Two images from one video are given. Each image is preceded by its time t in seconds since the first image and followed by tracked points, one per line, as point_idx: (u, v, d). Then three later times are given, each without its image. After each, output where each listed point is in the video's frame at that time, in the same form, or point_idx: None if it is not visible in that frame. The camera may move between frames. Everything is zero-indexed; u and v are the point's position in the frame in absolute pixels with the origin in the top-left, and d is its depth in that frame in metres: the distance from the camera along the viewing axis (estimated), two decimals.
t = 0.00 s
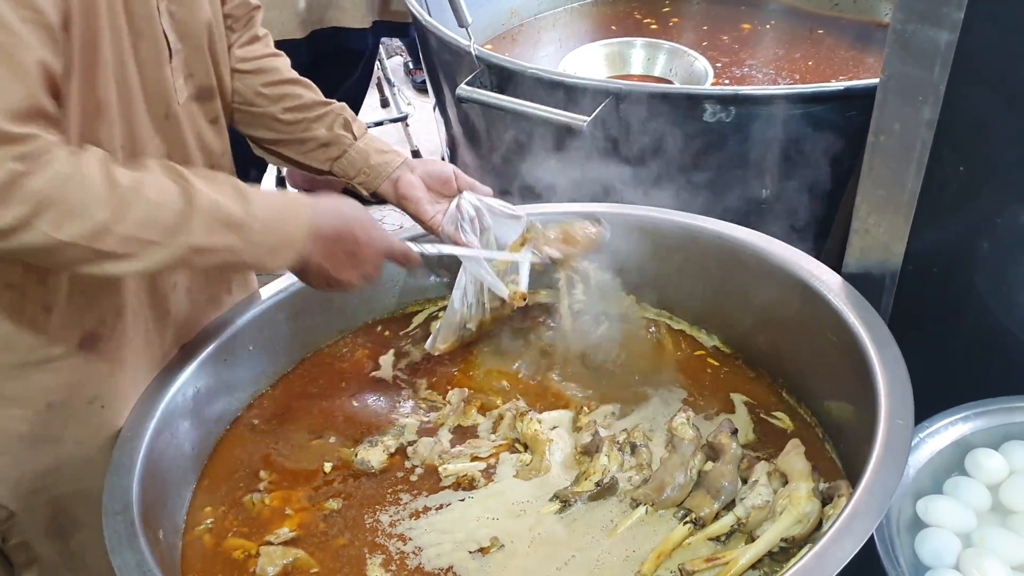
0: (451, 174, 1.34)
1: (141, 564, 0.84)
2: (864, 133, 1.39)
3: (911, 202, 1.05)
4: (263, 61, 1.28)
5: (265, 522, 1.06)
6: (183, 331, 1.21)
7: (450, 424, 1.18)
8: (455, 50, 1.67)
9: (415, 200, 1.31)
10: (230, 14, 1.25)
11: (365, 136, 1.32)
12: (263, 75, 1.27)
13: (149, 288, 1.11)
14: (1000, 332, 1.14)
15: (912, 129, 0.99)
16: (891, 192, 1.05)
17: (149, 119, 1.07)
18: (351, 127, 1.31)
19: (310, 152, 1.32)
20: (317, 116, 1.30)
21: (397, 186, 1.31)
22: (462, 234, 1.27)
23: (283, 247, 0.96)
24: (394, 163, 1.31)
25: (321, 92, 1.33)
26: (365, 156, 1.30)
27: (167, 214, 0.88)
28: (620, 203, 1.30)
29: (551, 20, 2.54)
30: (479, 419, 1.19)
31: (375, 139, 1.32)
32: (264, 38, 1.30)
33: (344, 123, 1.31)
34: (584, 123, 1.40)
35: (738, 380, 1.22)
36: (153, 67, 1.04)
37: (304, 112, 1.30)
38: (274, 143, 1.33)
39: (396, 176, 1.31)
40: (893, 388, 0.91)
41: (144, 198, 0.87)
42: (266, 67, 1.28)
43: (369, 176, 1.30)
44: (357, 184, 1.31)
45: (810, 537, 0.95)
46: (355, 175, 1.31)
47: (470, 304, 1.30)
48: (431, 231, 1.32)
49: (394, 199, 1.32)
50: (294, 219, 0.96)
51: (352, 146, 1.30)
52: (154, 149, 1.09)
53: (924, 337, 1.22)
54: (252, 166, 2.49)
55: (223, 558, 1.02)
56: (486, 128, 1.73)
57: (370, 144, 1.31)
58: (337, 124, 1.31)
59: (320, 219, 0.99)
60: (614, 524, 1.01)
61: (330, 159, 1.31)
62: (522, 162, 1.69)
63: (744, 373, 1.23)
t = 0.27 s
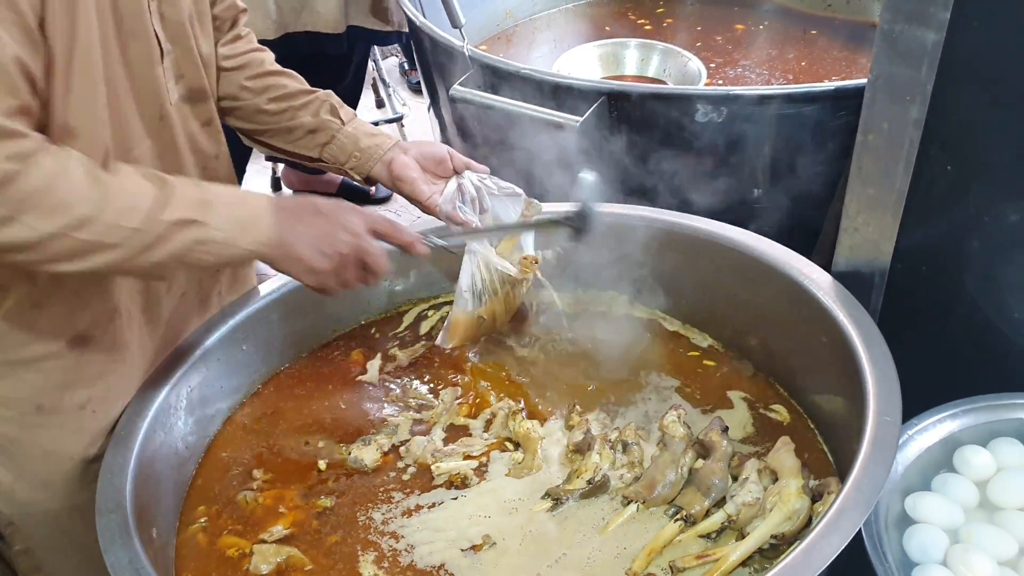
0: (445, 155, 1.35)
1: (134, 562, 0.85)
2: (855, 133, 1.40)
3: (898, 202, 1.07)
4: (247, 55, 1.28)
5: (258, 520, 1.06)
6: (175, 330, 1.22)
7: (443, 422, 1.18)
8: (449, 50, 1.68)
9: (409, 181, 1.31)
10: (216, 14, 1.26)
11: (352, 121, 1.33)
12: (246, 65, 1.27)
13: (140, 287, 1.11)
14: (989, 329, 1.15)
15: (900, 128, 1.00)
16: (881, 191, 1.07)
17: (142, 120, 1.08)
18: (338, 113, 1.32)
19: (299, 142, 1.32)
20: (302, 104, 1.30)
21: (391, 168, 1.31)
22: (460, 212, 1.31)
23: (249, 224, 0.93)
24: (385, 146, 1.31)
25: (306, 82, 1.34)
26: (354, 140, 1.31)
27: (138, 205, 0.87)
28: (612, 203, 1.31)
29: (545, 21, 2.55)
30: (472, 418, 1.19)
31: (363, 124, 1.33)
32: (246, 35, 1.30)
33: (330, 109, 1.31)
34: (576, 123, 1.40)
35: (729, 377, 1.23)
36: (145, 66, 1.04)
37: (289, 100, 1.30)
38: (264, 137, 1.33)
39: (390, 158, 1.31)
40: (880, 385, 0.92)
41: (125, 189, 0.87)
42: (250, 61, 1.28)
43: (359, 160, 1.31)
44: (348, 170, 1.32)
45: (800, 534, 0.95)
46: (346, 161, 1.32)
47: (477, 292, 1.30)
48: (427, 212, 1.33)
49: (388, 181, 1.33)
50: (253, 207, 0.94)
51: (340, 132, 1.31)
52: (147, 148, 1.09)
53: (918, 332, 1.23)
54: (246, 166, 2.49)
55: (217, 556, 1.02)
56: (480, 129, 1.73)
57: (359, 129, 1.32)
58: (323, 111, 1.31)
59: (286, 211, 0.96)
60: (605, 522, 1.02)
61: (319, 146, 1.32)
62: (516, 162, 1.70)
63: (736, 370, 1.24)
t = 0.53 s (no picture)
0: (427, 128, 1.35)
1: (130, 559, 0.85)
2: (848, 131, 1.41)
3: (891, 200, 1.07)
4: (220, 40, 1.30)
5: (253, 519, 1.07)
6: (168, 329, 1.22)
7: (437, 421, 1.19)
8: (444, 50, 1.68)
9: (391, 154, 1.33)
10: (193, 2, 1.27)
11: (328, 97, 1.33)
12: (218, 49, 1.29)
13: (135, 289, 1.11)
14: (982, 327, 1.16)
15: (892, 127, 1.01)
16: (872, 190, 1.08)
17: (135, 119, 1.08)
18: (313, 90, 1.33)
19: (277, 121, 1.34)
20: (277, 83, 1.31)
21: (371, 143, 1.33)
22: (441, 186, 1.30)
23: (391, 309, 0.98)
24: (362, 121, 1.33)
25: (280, 61, 1.34)
26: (330, 117, 1.32)
27: (268, 236, 0.89)
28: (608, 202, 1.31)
29: (542, 22, 2.55)
30: (467, 416, 1.20)
31: (339, 100, 1.34)
32: (218, 20, 1.32)
33: (304, 87, 1.32)
34: (571, 123, 1.41)
35: (721, 376, 1.23)
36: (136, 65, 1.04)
37: (263, 81, 1.31)
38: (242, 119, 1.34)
39: (371, 133, 1.33)
40: (872, 381, 0.92)
41: (247, 211, 0.88)
42: (224, 45, 1.30)
43: (337, 136, 1.32)
44: (327, 147, 1.33)
45: (793, 530, 0.96)
46: (324, 138, 1.33)
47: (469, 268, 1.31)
48: (411, 184, 1.33)
49: (369, 157, 1.34)
50: (402, 281, 0.99)
51: (316, 109, 1.32)
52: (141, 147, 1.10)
53: (911, 329, 1.24)
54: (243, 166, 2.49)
55: (212, 554, 1.03)
56: (476, 128, 1.73)
57: (335, 105, 1.33)
58: (297, 89, 1.32)
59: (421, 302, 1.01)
60: (599, 519, 1.02)
61: (295, 124, 1.33)
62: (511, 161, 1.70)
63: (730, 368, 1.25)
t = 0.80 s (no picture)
0: (435, 157, 1.37)
1: (132, 559, 0.85)
2: (847, 133, 1.41)
3: (888, 202, 1.08)
4: (241, 51, 1.30)
5: (254, 519, 1.07)
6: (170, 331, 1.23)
7: (437, 423, 1.19)
8: (443, 52, 1.68)
9: (399, 181, 1.33)
10: (210, 7, 1.27)
11: (345, 120, 1.34)
12: (240, 63, 1.29)
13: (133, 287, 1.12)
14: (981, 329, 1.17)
15: (888, 128, 1.01)
16: (869, 190, 1.08)
17: (135, 117, 1.08)
18: (330, 112, 1.34)
19: (290, 138, 1.35)
20: (296, 102, 1.32)
21: (381, 169, 1.33)
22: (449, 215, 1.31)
23: (300, 281, 0.99)
24: (375, 146, 1.33)
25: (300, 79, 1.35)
26: (346, 140, 1.32)
27: (134, 223, 0.88)
28: (607, 203, 1.32)
29: (540, 24, 2.56)
30: (467, 418, 1.20)
31: (356, 124, 1.35)
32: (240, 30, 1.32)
33: (323, 108, 1.33)
34: (571, 126, 1.41)
35: (722, 378, 1.24)
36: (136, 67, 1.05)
37: (282, 99, 1.32)
38: (255, 132, 1.36)
39: (381, 158, 1.33)
40: (870, 381, 0.93)
41: (117, 195, 0.87)
42: (244, 58, 1.30)
43: (350, 159, 1.33)
44: (338, 169, 1.34)
45: (791, 530, 0.96)
46: (336, 160, 1.34)
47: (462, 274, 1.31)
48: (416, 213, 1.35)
49: (377, 182, 1.35)
50: (317, 255, 0.99)
51: (333, 131, 1.33)
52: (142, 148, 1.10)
53: (910, 329, 1.24)
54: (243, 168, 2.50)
55: (213, 555, 1.03)
56: (475, 130, 1.74)
57: (351, 129, 1.34)
58: (316, 110, 1.33)
59: (338, 259, 1.02)
60: (598, 519, 1.02)
61: (311, 145, 1.34)
62: (511, 164, 1.71)
63: (730, 369, 1.25)
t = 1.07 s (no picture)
0: (434, 153, 1.37)
1: (133, 556, 0.86)
2: (845, 133, 1.42)
3: (886, 201, 1.08)
4: (238, 51, 1.30)
5: (255, 517, 1.07)
6: (171, 329, 1.23)
7: (437, 421, 1.20)
8: (442, 52, 1.69)
9: (399, 177, 1.32)
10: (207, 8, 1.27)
11: (342, 118, 1.34)
12: (237, 62, 1.29)
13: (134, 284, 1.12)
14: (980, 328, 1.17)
15: (887, 126, 1.02)
16: (868, 190, 1.09)
17: (135, 112, 1.09)
18: (327, 110, 1.33)
19: (288, 137, 1.34)
20: (293, 99, 1.31)
21: (379, 164, 1.32)
22: (448, 210, 1.32)
23: (200, 198, 0.95)
24: (373, 142, 1.32)
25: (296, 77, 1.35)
26: (344, 136, 1.32)
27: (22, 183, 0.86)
28: (607, 202, 1.32)
29: (539, 24, 2.56)
30: (467, 416, 1.21)
31: (353, 120, 1.34)
32: (236, 32, 1.32)
33: (320, 105, 1.33)
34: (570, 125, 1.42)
35: (721, 376, 1.24)
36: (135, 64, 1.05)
37: (278, 96, 1.31)
38: (253, 131, 1.35)
39: (379, 154, 1.32)
40: (869, 378, 0.93)
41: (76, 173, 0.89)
42: (240, 56, 1.29)
43: (348, 156, 1.32)
44: (337, 166, 1.33)
45: (790, 528, 0.97)
46: (335, 157, 1.33)
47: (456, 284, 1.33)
48: (416, 208, 1.34)
49: (376, 178, 1.33)
50: (207, 190, 0.96)
51: (330, 128, 1.32)
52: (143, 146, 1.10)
53: (909, 328, 1.25)
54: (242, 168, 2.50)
55: (214, 552, 1.03)
56: (474, 130, 1.74)
57: (348, 125, 1.33)
58: (313, 107, 1.32)
59: (231, 183, 0.99)
60: (598, 517, 1.03)
61: (309, 142, 1.33)
62: (510, 163, 1.71)
63: (730, 367, 1.25)
